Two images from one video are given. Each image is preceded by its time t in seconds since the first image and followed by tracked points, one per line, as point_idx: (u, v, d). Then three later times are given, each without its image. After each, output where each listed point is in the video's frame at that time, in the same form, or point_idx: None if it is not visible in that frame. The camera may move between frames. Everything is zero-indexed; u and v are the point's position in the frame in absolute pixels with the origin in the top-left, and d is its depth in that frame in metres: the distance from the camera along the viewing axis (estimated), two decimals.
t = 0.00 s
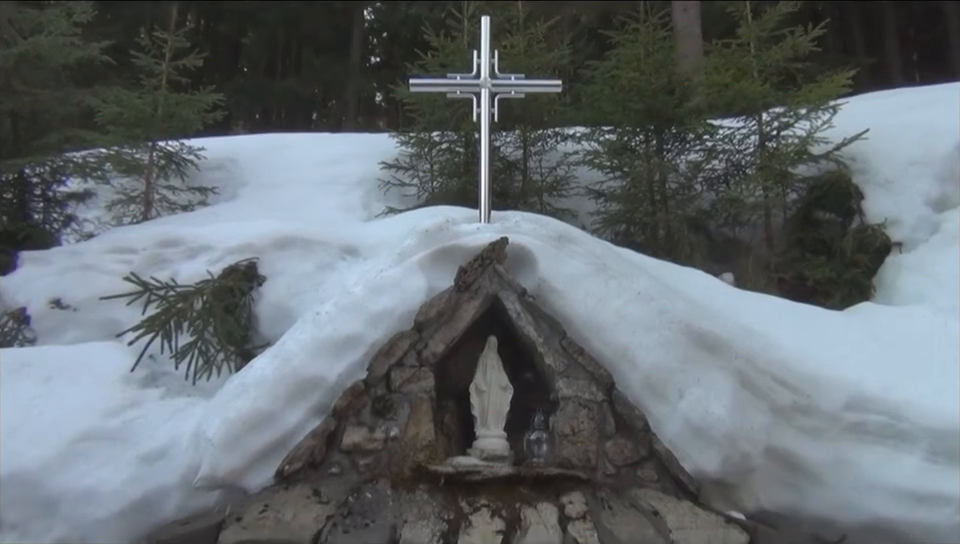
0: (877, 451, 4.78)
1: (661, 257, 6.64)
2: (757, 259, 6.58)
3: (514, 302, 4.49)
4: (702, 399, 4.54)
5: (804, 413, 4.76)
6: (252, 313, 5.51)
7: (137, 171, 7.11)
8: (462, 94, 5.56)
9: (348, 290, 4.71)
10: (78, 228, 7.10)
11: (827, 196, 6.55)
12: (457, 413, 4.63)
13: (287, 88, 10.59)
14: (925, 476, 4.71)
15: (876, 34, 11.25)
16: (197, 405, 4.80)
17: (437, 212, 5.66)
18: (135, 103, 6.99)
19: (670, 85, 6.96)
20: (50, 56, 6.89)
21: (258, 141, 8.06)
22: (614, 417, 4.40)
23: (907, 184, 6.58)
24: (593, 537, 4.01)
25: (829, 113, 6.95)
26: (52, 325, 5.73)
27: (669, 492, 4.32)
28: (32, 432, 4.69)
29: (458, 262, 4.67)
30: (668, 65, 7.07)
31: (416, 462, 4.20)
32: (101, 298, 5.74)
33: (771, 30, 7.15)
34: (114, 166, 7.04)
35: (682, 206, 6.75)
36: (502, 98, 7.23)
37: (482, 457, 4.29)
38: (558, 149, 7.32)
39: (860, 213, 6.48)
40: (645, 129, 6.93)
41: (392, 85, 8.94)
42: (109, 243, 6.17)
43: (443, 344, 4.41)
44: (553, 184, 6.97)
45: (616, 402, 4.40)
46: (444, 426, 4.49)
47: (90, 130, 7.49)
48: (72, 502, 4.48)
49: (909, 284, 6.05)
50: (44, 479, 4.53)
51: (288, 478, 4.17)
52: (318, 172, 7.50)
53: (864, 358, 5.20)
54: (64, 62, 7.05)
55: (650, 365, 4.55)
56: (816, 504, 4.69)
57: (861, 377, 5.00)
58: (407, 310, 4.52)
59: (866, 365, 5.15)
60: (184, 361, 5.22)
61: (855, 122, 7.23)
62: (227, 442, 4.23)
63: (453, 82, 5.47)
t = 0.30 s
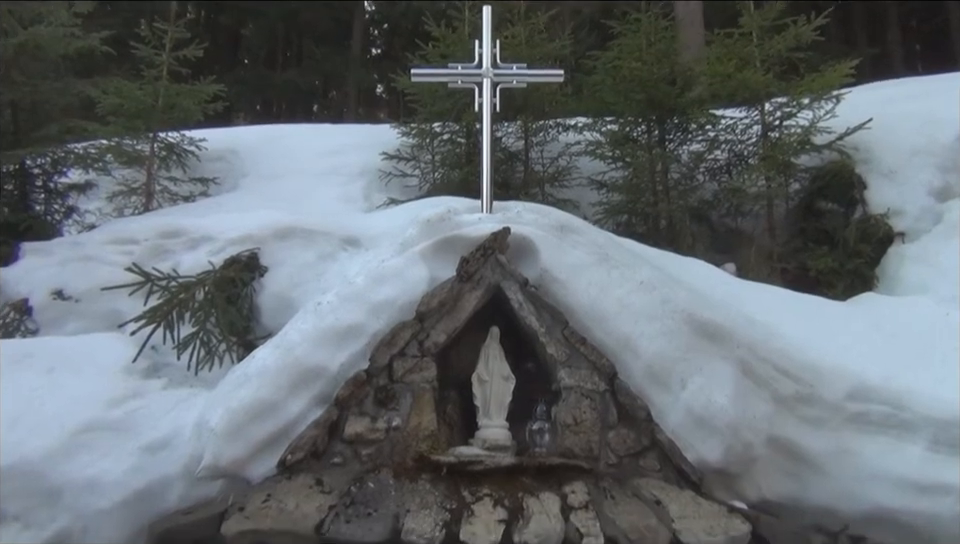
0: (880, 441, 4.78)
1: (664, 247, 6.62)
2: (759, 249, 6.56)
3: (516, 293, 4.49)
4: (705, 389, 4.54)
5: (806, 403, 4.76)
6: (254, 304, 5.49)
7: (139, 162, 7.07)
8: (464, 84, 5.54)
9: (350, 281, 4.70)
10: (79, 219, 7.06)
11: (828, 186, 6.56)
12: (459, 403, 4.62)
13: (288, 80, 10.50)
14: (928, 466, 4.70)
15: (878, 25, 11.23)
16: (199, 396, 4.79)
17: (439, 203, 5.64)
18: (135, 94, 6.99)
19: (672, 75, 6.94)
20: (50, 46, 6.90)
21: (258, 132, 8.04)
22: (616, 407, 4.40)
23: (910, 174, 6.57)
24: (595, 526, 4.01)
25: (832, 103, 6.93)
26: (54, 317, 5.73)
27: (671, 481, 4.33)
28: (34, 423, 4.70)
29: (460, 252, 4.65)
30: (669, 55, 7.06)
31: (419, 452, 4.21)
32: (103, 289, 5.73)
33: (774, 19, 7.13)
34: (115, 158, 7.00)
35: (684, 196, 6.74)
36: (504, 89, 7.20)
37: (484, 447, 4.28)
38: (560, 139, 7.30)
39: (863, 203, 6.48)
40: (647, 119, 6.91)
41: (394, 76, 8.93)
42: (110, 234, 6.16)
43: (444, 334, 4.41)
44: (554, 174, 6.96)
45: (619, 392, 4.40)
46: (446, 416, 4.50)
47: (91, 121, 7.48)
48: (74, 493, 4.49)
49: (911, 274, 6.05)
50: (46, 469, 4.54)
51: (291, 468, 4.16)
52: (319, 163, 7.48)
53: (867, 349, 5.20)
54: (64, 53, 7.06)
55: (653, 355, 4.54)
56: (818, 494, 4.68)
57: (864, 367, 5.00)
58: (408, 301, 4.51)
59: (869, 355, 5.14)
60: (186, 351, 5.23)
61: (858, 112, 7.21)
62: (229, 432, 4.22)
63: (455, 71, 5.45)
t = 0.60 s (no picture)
0: (882, 429, 4.78)
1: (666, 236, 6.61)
2: (761, 239, 6.55)
3: (518, 281, 4.48)
4: (707, 377, 4.54)
5: (808, 392, 4.75)
6: (256, 293, 5.48)
7: (139, 151, 7.05)
8: (464, 72, 5.53)
9: (351, 269, 4.69)
10: (80, 209, 7.01)
11: (831, 174, 6.53)
12: (461, 391, 4.62)
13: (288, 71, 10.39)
14: (929, 454, 4.70)
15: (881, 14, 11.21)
16: (200, 384, 4.78)
17: (440, 192, 5.63)
18: (136, 83, 6.98)
19: (674, 64, 6.94)
20: (49, 35, 6.89)
21: (257, 122, 8.02)
22: (618, 396, 4.40)
23: (913, 163, 6.56)
24: (597, 514, 4.01)
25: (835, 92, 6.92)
26: (55, 305, 5.73)
27: (672, 469, 4.33)
28: (35, 411, 4.71)
29: (461, 240, 4.65)
30: (671, 44, 7.04)
31: (421, 440, 4.21)
32: (104, 278, 5.73)
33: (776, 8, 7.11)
34: (115, 147, 6.98)
35: (686, 184, 6.72)
36: (506, 77, 7.12)
37: (486, 435, 4.31)
38: (561, 128, 7.27)
39: (866, 192, 6.46)
40: (649, 108, 6.90)
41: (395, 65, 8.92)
42: (111, 223, 6.15)
43: (446, 323, 4.41)
44: (556, 163, 6.91)
45: (621, 381, 4.40)
46: (447, 404, 4.50)
47: (92, 110, 7.46)
48: (76, 481, 4.49)
49: (914, 263, 6.04)
50: (47, 458, 4.54)
51: (292, 456, 4.17)
52: (320, 152, 7.46)
53: (868, 337, 5.19)
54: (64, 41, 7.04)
55: (655, 343, 4.54)
56: (820, 483, 4.67)
57: (865, 355, 4.99)
58: (409, 289, 4.50)
59: (871, 344, 5.13)
60: (188, 340, 5.23)
61: (862, 100, 7.19)
62: (231, 421, 4.23)
63: (457, 59, 5.44)
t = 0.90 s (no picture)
0: (885, 417, 4.79)
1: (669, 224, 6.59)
2: (764, 226, 6.54)
3: (520, 268, 4.48)
4: (709, 364, 4.54)
5: (810, 379, 4.76)
6: (257, 280, 5.49)
7: (140, 139, 7.05)
8: (467, 59, 5.52)
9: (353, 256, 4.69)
10: (82, 196, 7.00)
11: (834, 160, 6.52)
12: (463, 379, 4.62)
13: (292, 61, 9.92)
14: (931, 441, 4.71)
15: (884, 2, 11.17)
16: (203, 371, 4.79)
17: (442, 179, 5.62)
18: (136, 70, 6.96)
19: (677, 50, 6.89)
20: (50, 21, 6.97)
21: (258, 109, 8.00)
22: (620, 383, 4.39)
23: (916, 150, 6.56)
24: (599, 500, 4.01)
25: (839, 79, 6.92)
26: (58, 293, 5.72)
27: (674, 456, 4.33)
28: (39, 399, 4.72)
29: (463, 228, 4.65)
30: (674, 30, 7.01)
31: (423, 427, 4.23)
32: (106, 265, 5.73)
33: None
34: (117, 134, 7.00)
35: (689, 172, 6.72)
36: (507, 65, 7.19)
37: (489, 422, 4.30)
38: (564, 116, 7.26)
39: (869, 179, 6.45)
40: (652, 96, 6.90)
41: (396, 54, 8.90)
42: (113, 211, 6.16)
43: (449, 310, 4.40)
44: (559, 151, 6.88)
45: (623, 367, 4.38)
46: (449, 392, 4.51)
47: (93, 98, 7.45)
48: (80, 467, 4.50)
49: (917, 250, 6.04)
50: (50, 445, 4.55)
51: (295, 442, 4.14)
52: (321, 140, 7.44)
53: (871, 325, 5.19)
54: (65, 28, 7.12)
55: (657, 330, 4.53)
56: (821, 470, 4.67)
57: (867, 342, 4.99)
58: (412, 277, 4.50)
59: (873, 331, 5.13)
60: (190, 327, 5.24)
61: (865, 87, 7.17)
62: (233, 407, 4.23)
63: (459, 46, 5.43)
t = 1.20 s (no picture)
0: (887, 403, 4.79)
1: (671, 211, 6.59)
2: (767, 213, 6.53)
3: (522, 255, 4.47)
4: (711, 351, 4.53)
5: (811, 365, 4.76)
6: (259, 267, 5.50)
7: (142, 125, 7.02)
8: (469, 44, 5.51)
9: (355, 243, 4.70)
10: (83, 182, 6.99)
11: (838, 147, 6.50)
12: (465, 364, 4.62)
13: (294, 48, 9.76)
14: (933, 427, 4.71)
15: None
16: (205, 357, 4.79)
17: (443, 164, 5.61)
18: (136, 55, 7.06)
19: (680, 36, 6.97)
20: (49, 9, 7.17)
21: (260, 94, 7.98)
22: (622, 369, 4.39)
23: (920, 137, 6.54)
24: (601, 486, 3.99)
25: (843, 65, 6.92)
26: (60, 279, 5.73)
27: (675, 442, 4.33)
28: (41, 385, 4.72)
29: (465, 213, 4.66)
30: (677, 16, 7.12)
31: (425, 413, 4.21)
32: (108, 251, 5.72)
33: None
34: (118, 121, 6.97)
35: (692, 158, 6.71)
36: (509, 51, 7.26)
37: (490, 408, 4.31)
38: (565, 102, 7.21)
39: (872, 166, 6.44)
40: (654, 82, 6.89)
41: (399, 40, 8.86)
42: (114, 197, 6.15)
43: (450, 296, 4.39)
44: (561, 137, 6.85)
45: (625, 353, 4.39)
46: (451, 377, 4.51)
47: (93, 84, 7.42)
48: (83, 452, 4.51)
49: (920, 238, 6.03)
50: (53, 430, 4.55)
51: (297, 428, 4.15)
52: (324, 126, 7.42)
53: (872, 312, 5.18)
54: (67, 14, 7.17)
55: (659, 317, 4.53)
56: (822, 456, 4.68)
57: (869, 329, 4.99)
58: (413, 263, 4.50)
59: (875, 318, 5.13)
60: (192, 314, 5.24)
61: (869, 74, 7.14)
62: (235, 393, 4.25)
63: (461, 31, 5.41)
